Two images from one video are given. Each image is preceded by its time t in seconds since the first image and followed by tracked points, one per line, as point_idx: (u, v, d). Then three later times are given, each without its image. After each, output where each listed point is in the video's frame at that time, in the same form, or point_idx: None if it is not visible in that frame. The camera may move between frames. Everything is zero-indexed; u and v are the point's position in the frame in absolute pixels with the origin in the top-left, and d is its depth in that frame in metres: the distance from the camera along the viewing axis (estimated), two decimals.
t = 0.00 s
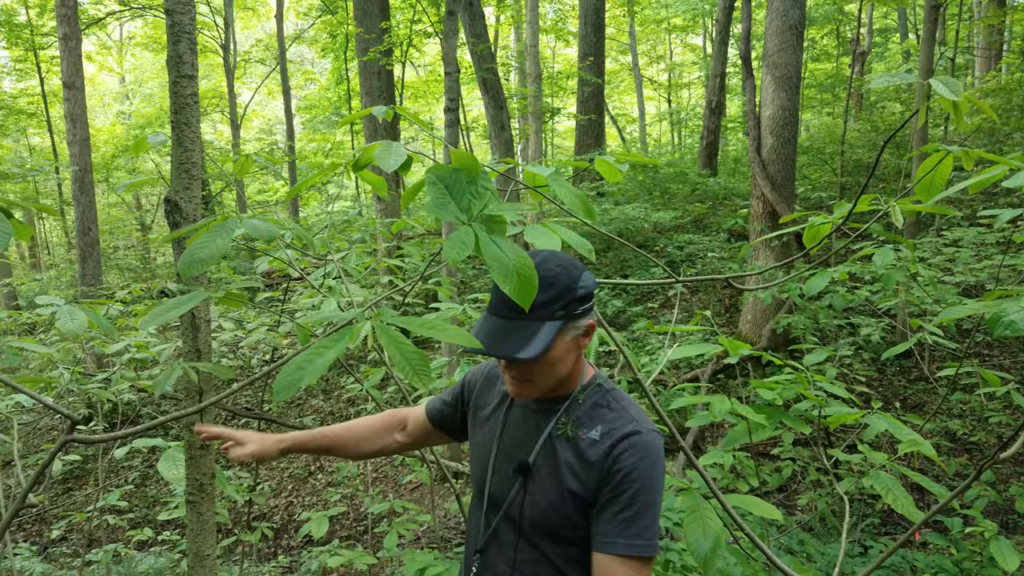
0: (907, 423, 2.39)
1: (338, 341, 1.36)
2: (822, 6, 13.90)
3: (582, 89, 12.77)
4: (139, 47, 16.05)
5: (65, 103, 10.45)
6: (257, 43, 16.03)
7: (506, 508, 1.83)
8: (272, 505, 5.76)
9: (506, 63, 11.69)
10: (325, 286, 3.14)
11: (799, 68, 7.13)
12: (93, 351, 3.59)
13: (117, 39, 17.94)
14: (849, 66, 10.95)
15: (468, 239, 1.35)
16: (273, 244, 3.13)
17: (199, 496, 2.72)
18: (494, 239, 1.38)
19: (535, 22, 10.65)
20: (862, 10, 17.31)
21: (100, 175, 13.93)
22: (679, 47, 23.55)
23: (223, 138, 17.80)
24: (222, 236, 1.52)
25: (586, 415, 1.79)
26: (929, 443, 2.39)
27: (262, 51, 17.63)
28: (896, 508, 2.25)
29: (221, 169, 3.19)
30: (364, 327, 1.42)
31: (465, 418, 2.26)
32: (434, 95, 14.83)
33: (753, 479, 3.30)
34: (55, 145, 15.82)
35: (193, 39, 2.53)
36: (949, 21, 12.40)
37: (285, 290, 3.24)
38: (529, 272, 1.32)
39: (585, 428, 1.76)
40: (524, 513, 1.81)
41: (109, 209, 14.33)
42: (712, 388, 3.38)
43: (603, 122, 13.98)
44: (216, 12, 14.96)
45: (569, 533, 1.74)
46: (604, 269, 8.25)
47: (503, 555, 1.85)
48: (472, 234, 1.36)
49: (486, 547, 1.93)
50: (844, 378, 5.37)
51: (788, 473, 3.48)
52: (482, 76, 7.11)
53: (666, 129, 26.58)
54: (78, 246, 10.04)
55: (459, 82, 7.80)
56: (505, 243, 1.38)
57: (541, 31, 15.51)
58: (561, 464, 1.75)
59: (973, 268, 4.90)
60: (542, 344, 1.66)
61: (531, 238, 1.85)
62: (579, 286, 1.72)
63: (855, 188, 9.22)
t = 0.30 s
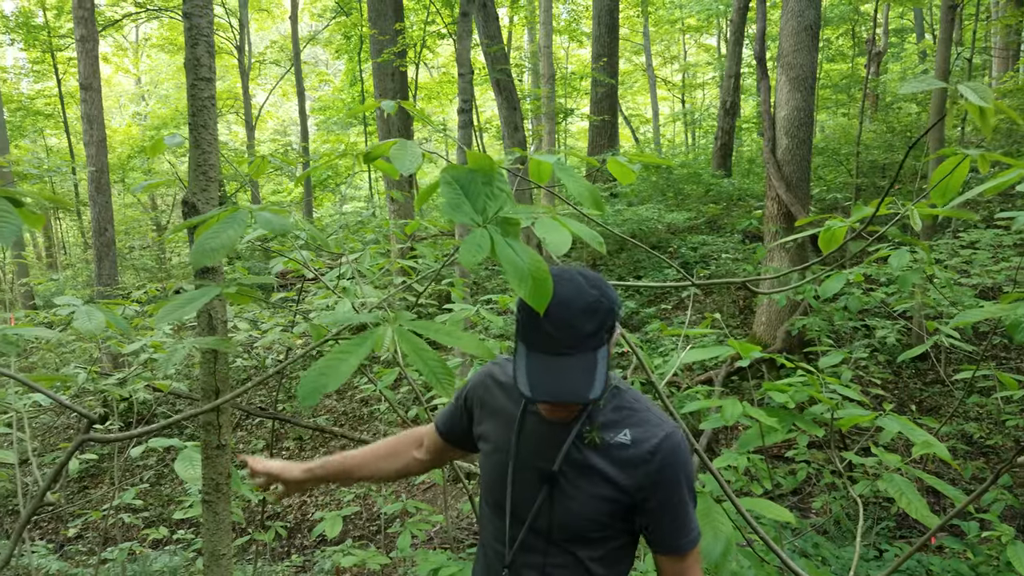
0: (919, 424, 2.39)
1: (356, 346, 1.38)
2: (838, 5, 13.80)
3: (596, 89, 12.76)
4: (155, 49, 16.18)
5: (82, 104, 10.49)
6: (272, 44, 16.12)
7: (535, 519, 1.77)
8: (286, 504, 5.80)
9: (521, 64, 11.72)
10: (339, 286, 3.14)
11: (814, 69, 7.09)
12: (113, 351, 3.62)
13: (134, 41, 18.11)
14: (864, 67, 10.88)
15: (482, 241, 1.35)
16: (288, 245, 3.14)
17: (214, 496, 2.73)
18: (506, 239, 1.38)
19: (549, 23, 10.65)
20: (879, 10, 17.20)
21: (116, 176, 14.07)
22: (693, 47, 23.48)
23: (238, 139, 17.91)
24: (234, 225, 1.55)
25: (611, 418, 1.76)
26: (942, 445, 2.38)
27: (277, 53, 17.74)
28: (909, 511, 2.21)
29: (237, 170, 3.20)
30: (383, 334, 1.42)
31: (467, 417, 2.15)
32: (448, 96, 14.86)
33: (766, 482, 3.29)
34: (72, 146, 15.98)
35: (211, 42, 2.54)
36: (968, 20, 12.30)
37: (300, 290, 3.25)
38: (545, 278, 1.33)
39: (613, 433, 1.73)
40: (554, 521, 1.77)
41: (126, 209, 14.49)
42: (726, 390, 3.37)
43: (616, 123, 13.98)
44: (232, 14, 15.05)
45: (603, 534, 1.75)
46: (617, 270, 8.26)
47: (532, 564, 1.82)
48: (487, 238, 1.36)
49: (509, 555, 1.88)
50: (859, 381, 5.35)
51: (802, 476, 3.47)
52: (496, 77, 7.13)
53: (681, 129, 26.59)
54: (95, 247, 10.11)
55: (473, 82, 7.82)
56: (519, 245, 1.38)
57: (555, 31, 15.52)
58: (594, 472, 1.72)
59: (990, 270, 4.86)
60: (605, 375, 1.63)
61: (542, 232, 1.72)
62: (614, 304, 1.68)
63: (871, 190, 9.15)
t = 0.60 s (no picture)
0: (933, 427, 2.29)
1: (373, 352, 1.37)
2: (852, 5, 13.72)
3: (609, 90, 12.75)
4: (170, 50, 16.26)
5: (97, 107, 10.56)
6: (286, 46, 16.19)
7: (563, 526, 1.74)
8: (299, 504, 5.84)
9: (534, 65, 11.71)
10: (355, 288, 3.16)
11: (829, 69, 7.05)
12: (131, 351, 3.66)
13: (149, 42, 18.23)
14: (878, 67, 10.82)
15: (502, 250, 1.36)
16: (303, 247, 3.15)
17: (230, 496, 2.75)
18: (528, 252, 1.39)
19: (561, 24, 10.67)
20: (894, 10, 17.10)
21: (131, 176, 14.19)
22: (707, 47, 23.40)
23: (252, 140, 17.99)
24: (257, 237, 1.50)
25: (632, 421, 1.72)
26: (958, 449, 2.26)
27: (290, 54, 17.82)
28: (922, 516, 2.14)
29: (252, 172, 3.22)
30: (401, 342, 1.43)
31: (477, 422, 2.06)
32: (460, 97, 14.87)
33: (779, 485, 3.28)
34: (88, 147, 16.12)
35: (228, 47, 2.56)
36: (983, 20, 12.21)
37: (314, 292, 3.27)
38: (567, 289, 1.34)
39: (636, 437, 1.69)
40: (581, 526, 1.74)
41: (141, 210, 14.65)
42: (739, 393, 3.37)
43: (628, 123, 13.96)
44: (246, 16, 15.13)
45: (627, 535, 1.74)
46: (630, 271, 8.26)
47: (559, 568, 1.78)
48: (507, 247, 1.37)
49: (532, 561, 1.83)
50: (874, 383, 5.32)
51: (815, 479, 3.45)
52: (509, 79, 7.14)
53: (694, 130, 26.52)
54: (111, 247, 10.17)
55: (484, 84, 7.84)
56: (542, 259, 1.40)
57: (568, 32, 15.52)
58: (619, 476, 1.69)
59: (1007, 273, 4.81)
60: (640, 391, 1.68)
61: (561, 244, 1.68)
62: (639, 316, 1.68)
63: (885, 191, 9.10)
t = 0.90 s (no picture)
0: (949, 432, 2.19)
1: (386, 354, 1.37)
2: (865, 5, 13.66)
3: (621, 90, 12.75)
4: (182, 52, 16.34)
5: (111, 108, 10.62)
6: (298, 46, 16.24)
7: (572, 535, 1.71)
8: (311, 503, 5.87)
9: (546, 65, 11.71)
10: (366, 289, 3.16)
11: (842, 69, 7.02)
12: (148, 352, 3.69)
13: (162, 44, 18.36)
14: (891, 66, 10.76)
15: (511, 251, 1.36)
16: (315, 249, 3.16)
17: (243, 496, 2.76)
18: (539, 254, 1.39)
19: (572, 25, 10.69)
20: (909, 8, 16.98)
21: (145, 177, 14.31)
22: (720, 47, 23.33)
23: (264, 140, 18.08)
24: (278, 244, 1.53)
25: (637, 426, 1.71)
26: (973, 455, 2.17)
27: (303, 55, 17.89)
28: (933, 520, 2.09)
29: (266, 174, 3.24)
30: (415, 343, 1.42)
31: (471, 430, 2.00)
32: (472, 97, 14.88)
33: (791, 487, 3.27)
34: (102, 148, 16.27)
35: (241, 51, 2.57)
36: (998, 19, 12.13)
37: (326, 292, 3.28)
38: (581, 294, 1.34)
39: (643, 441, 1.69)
40: (589, 533, 1.72)
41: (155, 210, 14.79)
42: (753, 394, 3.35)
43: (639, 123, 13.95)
44: (258, 17, 15.19)
45: (634, 538, 1.74)
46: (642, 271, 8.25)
47: None
48: (518, 248, 1.37)
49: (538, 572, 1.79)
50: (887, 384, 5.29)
51: (828, 480, 3.43)
52: (520, 80, 7.16)
53: (707, 130, 26.45)
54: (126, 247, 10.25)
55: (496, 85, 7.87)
56: (553, 261, 1.39)
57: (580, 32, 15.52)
58: (626, 481, 1.68)
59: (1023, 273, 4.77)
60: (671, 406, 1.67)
61: (576, 253, 1.65)
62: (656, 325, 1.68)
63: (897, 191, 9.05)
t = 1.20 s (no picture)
0: (956, 433, 2.19)
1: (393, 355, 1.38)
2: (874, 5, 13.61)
3: (629, 91, 12.75)
4: (192, 52, 16.37)
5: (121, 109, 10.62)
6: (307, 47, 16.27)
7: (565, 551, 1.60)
8: (320, 502, 5.90)
9: (554, 66, 11.71)
10: (374, 291, 3.15)
11: (851, 70, 7.01)
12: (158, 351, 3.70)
13: (172, 45, 18.45)
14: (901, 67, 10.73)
15: (513, 255, 1.38)
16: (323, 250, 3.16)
17: (252, 497, 2.76)
18: (538, 255, 1.41)
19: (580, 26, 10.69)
20: (919, 8, 16.90)
21: (155, 177, 14.39)
22: (729, 47, 23.28)
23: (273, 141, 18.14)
24: (284, 248, 1.56)
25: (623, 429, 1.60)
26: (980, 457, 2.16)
27: (312, 56, 17.94)
28: (942, 521, 2.07)
29: (275, 175, 3.23)
30: (420, 343, 1.43)
31: (443, 457, 1.74)
32: (480, 97, 14.90)
33: (799, 489, 3.25)
34: (112, 148, 16.34)
35: (250, 54, 2.57)
36: (1007, 19, 12.10)
37: (334, 293, 3.27)
38: (572, 295, 1.37)
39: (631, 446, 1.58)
40: (583, 549, 1.60)
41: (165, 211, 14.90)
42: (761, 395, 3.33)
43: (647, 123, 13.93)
44: (268, 18, 15.22)
45: (629, 548, 1.65)
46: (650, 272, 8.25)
47: None
48: (520, 251, 1.39)
49: None
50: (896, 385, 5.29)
51: (835, 482, 3.41)
52: (529, 81, 7.16)
53: (715, 130, 26.48)
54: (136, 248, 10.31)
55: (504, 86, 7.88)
56: (553, 262, 1.40)
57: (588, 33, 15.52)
58: (617, 491, 1.57)
59: None
60: (668, 408, 1.62)
61: (582, 254, 1.63)
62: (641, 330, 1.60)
63: (906, 192, 9.03)
